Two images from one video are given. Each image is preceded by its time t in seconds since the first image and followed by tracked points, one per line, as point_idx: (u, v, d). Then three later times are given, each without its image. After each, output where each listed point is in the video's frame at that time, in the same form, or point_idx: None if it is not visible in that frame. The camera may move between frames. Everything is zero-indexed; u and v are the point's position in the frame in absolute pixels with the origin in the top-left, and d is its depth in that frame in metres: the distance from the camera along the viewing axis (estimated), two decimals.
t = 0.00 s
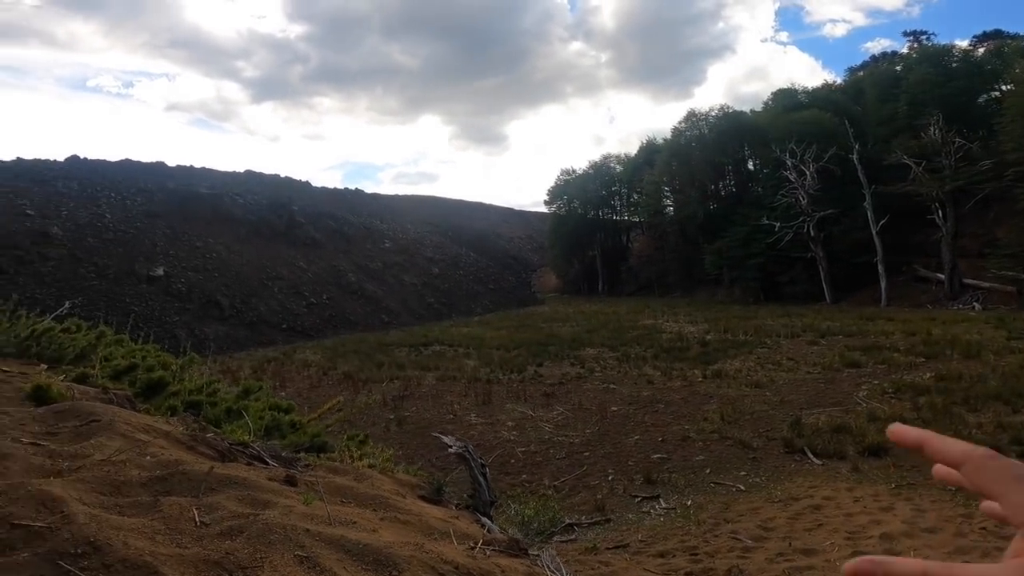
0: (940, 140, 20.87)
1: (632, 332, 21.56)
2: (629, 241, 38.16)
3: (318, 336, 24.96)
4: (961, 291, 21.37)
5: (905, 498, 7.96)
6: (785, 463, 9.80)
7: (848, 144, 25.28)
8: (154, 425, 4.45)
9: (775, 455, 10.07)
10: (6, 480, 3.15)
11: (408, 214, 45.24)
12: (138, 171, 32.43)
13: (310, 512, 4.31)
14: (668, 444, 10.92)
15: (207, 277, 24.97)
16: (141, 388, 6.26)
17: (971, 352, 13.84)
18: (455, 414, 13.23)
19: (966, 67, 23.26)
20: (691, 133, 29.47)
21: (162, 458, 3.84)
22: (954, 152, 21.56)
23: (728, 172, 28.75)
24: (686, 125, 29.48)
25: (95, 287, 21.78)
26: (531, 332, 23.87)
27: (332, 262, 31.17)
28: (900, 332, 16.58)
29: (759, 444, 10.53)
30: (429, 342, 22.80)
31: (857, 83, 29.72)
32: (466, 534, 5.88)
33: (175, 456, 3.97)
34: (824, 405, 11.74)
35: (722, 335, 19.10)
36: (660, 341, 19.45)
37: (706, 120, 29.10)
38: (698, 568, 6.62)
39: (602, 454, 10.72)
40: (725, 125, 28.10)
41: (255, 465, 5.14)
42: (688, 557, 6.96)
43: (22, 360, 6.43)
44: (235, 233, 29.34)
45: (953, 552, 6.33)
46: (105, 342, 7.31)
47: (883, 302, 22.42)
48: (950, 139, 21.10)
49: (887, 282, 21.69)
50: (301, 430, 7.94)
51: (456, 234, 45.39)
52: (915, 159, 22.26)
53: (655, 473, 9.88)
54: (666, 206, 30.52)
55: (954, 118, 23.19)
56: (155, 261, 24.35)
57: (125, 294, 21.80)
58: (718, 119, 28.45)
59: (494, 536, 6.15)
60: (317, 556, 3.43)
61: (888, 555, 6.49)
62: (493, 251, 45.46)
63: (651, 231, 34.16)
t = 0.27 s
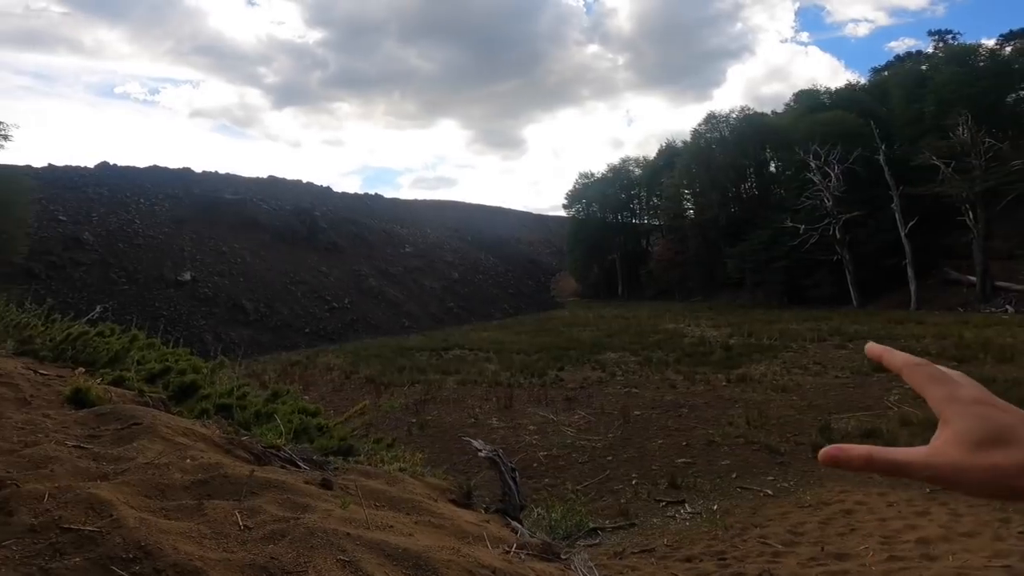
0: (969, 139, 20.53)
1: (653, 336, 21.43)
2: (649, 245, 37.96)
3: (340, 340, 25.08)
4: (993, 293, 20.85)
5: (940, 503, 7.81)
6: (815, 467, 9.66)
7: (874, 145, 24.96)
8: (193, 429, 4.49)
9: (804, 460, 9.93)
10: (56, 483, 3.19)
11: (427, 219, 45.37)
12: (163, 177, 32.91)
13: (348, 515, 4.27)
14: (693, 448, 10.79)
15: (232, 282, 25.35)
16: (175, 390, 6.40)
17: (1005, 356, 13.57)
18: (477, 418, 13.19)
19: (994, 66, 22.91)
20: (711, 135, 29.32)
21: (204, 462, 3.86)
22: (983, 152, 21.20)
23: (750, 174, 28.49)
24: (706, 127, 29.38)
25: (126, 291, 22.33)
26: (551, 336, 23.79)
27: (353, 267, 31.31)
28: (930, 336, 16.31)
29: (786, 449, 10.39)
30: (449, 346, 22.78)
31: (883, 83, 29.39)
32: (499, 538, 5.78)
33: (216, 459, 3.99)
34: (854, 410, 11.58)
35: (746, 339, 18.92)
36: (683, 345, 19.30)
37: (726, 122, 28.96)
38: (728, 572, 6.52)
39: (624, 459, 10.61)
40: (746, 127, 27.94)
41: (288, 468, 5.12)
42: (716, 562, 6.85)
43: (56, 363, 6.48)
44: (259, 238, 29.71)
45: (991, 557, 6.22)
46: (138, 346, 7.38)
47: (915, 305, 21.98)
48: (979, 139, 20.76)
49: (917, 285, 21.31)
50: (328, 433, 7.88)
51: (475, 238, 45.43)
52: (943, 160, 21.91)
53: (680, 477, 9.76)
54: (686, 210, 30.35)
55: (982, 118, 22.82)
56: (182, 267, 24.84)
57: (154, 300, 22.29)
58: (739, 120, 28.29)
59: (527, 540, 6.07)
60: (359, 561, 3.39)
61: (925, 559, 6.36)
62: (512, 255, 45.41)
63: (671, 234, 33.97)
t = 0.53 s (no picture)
0: (1002, 139, 20.15)
1: (677, 341, 21.22)
2: (671, 249, 37.68)
3: (363, 344, 25.16)
4: None
5: (982, 509, 7.63)
6: (849, 473, 9.47)
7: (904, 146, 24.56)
8: (235, 434, 4.62)
9: (837, 466, 9.74)
10: (107, 489, 3.37)
11: (448, 224, 45.45)
12: (190, 183, 33.34)
13: (390, 523, 4.20)
14: (722, 454, 10.62)
15: (260, 287, 25.63)
16: (210, 394, 6.49)
17: None
18: (501, 423, 13.09)
19: None
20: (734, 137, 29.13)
21: (248, 467, 3.98)
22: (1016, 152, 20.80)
23: (775, 176, 28.11)
24: (728, 129, 29.22)
25: (158, 296, 22.79)
26: (574, 341, 23.66)
27: (376, 272, 31.41)
28: (966, 340, 15.99)
29: (818, 455, 10.19)
30: (471, 351, 22.70)
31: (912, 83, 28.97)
32: (537, 545, 5.67)
33: (259, 466, 4.08)
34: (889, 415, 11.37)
35: (774, 343, 18.67)
36: (708, 350, 19.10)
37: (750, 124, 28.77)
38: None
39: (651, 464, 10.45)
40: (770, 129, 27.54)
41: (324, 473, 5.08)
42: (750, 569, 6.69)
43: (93, 367, 6.47)
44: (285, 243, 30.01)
45: None
46: (173, 350, 7.40)
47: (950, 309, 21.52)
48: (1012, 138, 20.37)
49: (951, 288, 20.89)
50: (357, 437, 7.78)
51: (496, 243, 45.40)
52: (976, 160, 21.51)
53: (709, 483, 9.57)
54: (709, 213, 30.13)
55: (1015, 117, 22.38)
56: (211, 271, 25.26)
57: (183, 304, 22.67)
58: (763, 122, 28.06)
59: (565, 547, 5.98)
60: (406, 570, 3.34)
61: (970, 565, 6.20)
62: (533, 260, 45.29)
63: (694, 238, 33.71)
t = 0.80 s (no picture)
0: None
1: (703, 346, 20.98)
2: (695, 253, 37.31)
3: (386, 349, 25.19)
4: None
5: None
6: (887, 481, 9.25)
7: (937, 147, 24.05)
8: (268, 440, 4.95)
9: (874, 473, 9.51)
10: (152, 498, 3.68)
11: (470, 229, 45.45)
12: (217, 190, 33.77)
13: (430, 534, 4.11)
14: (752, 461, 10.42)
15: (286, 292, 26.08)
16: (242, 399, 6.59)
17: None
18: (525, 428, 12.96)
19: None
20: (759, 141, 28.97)
21: (286, 477, 4.26)
22: None
23: (802, 179, 27.87)
24: (753, 132, 29.07)
25: (188, 301, 23.22)
26: (598, 346, 23.47)
27: (399, 277, 31.46)
28: (1004, 347, 15.60)
29: (852, 463, 9.95)
30: (493, 356, 22.60)
31: (944, 83, 28.46)
32: (572, 555, 5.52)
33: (297, 475, 4.35)
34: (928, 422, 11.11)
35: (804, 349, 18.38)
36: (736, 355, 18.85)
37: (775, 127, 28.56)
38: None
39: (679, 471, 10.26)
40: (797, 133, 27.66)
41: (357, 481, 5.00)
42: None
43: (130, 371, 6.68)
44: (311, 249, 30.30)
45: None
46: (206, 355, 7.48)
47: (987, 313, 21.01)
48: None
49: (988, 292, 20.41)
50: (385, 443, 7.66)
51: (518, 248, 45.28)
52: (1012, 161, 21.04)
53: (739, 491, 9.36)
54: (734, 217, 29.87)
55: None
56: (240, 277, 25.68)
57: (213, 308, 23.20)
58: (789, 125, 27.83)
59: (599, 557, 5.83)
60: None
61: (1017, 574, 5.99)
62: (555, 265, 45.08)
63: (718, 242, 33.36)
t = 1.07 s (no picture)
0: None
1: (732, 352, 20.76)
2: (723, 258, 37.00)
3: (413, 353, 25.30)
4: None
5: None
6: (927, 489, 9.05)
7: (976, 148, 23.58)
8: (303, 443, 5.03)
9: (914, 481, 9.32)
10: (191, 500, 3.75)
11: (496, 233, 45.53)
12: (247, 195, 34.22)
13: (463, 540, 4.07)
14: (784, 468, 10.25)
15: (315, 296, 26.38)
16: (273, 402, 6.72)
17: None
18: (551, 433, 12.90)
19: None
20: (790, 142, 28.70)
21: (320, 480, 4.27)
22: None
23: (835, 182, 27.53)
24: (783, 134, 28.81)
25: (221, 304, 23.70)
26: (624, 351, 23.34)
27: (425, 282, 31.59)
28: None
29: (891, 470, 9.75)
30: (519, 360, 22.55)
31: (981, 83, 27.93)
32: (604, 562, 5.45)
33: (331, 479, 4.37)
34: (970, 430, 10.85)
35: (837, 355, 18.10)
36: (767, 361, 18.61)
37: (807, 129, 28.31)
38: None
39: (708, 477, 10.13)
40: (829, 134, 27.30)
41: (388, 485, 5.02)
42: None
43: (168, 373, 6.86)
44: (338, 254, 30.58)
45: None
46: (240, 359, 7.69)
47: None
48: None
49: None
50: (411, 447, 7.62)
51: (543, 253, 45.25)
52: None
53: (770, 498, 9.21)
54: (764, 220, 29.44)
55: None
56: (271, 280, 26.03)
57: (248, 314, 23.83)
58: (823, 126, 27.57)
59: (631, 565, 5.76)
60: None
61: None
62: (581, 270, 44.97)
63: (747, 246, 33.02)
